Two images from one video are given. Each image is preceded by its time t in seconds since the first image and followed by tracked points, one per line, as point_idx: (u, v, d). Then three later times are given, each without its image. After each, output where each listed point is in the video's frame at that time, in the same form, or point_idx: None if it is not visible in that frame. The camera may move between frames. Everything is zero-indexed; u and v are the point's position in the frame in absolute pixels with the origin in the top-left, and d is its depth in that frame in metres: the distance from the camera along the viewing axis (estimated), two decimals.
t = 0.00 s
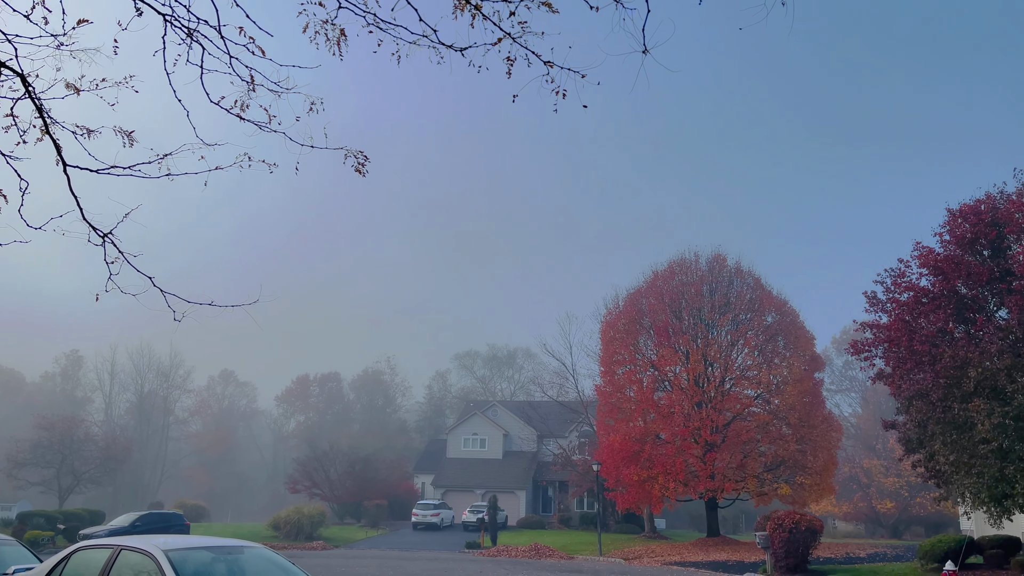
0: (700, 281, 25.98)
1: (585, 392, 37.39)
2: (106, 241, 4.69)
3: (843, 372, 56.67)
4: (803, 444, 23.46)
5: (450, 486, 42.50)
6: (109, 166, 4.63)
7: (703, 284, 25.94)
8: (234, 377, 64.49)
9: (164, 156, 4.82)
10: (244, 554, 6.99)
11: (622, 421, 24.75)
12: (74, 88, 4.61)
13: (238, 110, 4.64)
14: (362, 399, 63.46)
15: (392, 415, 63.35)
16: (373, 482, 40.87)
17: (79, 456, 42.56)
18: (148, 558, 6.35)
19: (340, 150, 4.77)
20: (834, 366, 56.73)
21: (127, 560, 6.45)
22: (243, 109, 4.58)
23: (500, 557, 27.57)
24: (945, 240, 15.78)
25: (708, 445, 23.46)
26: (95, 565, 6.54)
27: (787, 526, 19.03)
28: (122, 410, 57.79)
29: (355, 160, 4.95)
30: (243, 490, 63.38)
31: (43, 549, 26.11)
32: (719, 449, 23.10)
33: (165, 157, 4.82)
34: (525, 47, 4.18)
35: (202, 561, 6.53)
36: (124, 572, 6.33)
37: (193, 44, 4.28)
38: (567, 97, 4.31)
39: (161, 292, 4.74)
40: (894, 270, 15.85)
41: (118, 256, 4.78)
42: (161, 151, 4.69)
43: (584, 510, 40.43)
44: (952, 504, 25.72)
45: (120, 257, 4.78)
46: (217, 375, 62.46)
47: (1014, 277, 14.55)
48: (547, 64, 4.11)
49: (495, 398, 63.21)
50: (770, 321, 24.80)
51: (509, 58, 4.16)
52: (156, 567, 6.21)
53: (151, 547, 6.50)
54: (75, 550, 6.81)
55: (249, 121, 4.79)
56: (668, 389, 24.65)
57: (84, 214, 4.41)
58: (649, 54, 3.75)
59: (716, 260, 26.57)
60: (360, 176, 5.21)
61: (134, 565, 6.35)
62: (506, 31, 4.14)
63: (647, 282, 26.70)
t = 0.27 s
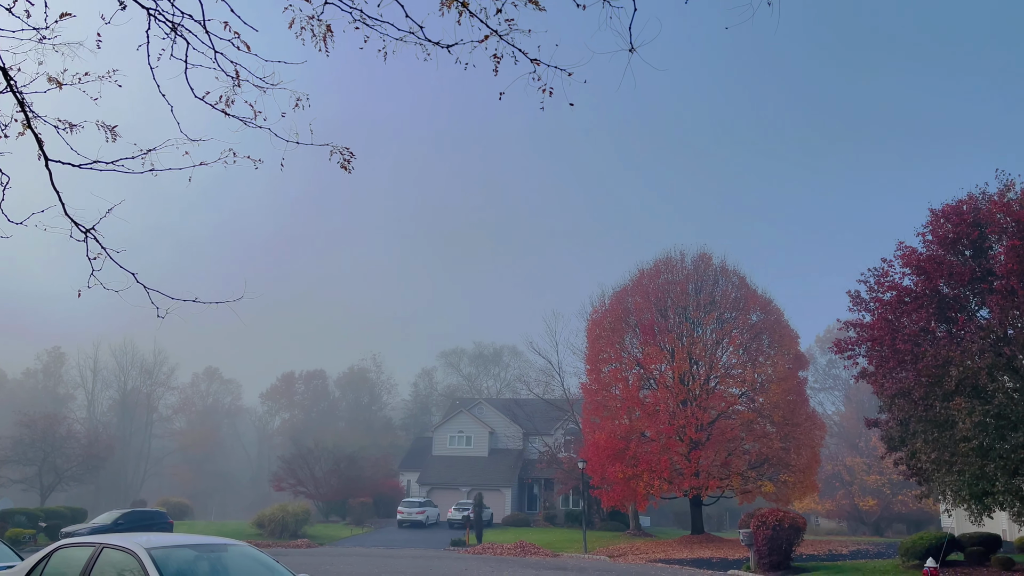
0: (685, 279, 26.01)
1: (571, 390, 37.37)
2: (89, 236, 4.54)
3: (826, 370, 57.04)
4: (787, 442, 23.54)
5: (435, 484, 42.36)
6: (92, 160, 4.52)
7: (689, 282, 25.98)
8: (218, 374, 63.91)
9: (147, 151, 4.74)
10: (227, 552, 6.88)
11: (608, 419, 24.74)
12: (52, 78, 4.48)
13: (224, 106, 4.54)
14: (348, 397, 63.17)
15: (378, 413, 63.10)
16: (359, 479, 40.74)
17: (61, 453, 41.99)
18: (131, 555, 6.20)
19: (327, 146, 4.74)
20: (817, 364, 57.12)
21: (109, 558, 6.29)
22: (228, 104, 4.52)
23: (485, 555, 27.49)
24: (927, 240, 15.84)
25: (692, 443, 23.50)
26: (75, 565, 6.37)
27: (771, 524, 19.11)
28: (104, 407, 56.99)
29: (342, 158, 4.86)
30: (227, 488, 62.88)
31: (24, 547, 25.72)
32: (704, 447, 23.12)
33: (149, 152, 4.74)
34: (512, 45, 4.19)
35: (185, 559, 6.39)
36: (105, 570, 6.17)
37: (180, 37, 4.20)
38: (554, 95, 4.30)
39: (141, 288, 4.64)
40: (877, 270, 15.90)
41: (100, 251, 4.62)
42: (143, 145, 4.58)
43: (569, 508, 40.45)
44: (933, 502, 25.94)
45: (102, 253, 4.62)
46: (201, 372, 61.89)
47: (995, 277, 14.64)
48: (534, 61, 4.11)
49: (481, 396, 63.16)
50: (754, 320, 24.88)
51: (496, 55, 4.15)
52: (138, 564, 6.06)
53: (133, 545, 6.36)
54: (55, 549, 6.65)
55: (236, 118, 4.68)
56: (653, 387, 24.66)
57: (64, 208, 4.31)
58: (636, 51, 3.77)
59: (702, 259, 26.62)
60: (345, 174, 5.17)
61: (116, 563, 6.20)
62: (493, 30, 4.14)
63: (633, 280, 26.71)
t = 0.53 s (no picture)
0: (672, 278, 26.03)
1: (557, 388, 37.32)
2: (71, 233, 4.66)
3: (810, 369, 57.35)
4: (771, 440, 23.62)
5: (421, 482, 42.20)
6: (76, 156, 4.64)
7: (675, 281, 25.99)
8: (202, 372, 63.31)
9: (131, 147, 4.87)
10: (211, 550, 6.75)
11: (593, 417, 24.72)
12: (39, 76, 4.53)
13: (209, 101, 4.67)
14: (334, 394, 62.82)
15: (363, 410, 62.81)
16: (344, 477, 40.68)
17: (42, 451, 41.42)
18: (113, 554, 6.05)
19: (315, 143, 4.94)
20: (802, 363, 57.48)
21: (91, 556, 6.15)
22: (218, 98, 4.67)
23: (470, 552, 27.40)
24: (910, 240, 15.90)
25: (677, 441, 23.54)
26: (57, 564, 6.21)
27: (755, 521, 19.18)
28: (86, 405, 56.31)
29: (328, 155, 5.04)
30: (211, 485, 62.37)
31: (4, 546, 25.32)
32: (689, 445, 23.16)
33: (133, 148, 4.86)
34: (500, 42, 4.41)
35: (168, 558, 6.25)
36: (87, 569, 6.02)
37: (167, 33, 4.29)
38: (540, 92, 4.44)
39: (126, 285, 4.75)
40: (861, 270, 15.91)
41: (83, 247, 4.75)
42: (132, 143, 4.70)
43: (554, 505, 40.45)
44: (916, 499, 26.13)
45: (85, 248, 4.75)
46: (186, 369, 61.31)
47: (977, 277, 14.70)
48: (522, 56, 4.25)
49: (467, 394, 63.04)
50: (740, 319, 24.94)
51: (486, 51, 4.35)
52: (120, 563, 5.91)
53: (116, 543, 6.21)
54: (36, 547, 6.49)
55: (222, 113, 4.81)
56: (639, 385, 24.66)
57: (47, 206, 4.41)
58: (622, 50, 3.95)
59: (688, 258, 26.65)
60: (328, 170, 5.32)
61: (98, 562, 6.05)
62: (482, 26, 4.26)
63: (619, 279, 26.71)
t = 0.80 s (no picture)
0: (658, 277, 26.05)
1: (544, 386, 37.29)
2: (53, 227, 4.79)
3: (795, 367, 57.67)
4: (756, 438, 23.69)
5: (407, 480, 42.01)
6: (59, 150, 4.74)
7: (661, 280, 26.02)
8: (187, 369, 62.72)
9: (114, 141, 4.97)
10: (194, 549, 6.61)
11: (579, 415, 24.70)
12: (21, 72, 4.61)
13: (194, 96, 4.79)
14: (319, 392, 62.47)
15: (349, 408, 62.49)
16: (330, 475, 40.36)
17: (24, 449, 40.84)
18: (95, 552, 5.90)
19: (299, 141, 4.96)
20: (786, 362, 57.82)
21: (73, 555, 6.00)
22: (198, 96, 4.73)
23: (456, 550, 27.29)
24: (894, 240, 15.95)
25: (663, 439, 23.57)
26: (39, 563, 6.07)
27: (740, 518, 19.18)
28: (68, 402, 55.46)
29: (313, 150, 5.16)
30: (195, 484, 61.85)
31: None
32: (674, 443, 23.19)
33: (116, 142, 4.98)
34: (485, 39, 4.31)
35: (151, 557, 6.11)
36: (69, 569, 5.87)
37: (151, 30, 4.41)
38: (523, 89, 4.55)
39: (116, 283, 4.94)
40: (845, 269, 15.95)
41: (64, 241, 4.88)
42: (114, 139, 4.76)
43: (541, 503, 40.44)
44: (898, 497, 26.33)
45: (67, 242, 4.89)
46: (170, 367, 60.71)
47: (959, 276, 14.80)
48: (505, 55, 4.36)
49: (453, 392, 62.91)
50: (725, 318, 24.99)
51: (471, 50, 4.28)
52: (103, 562, 5.77)
53: (98, 542, 6.06)
54: (18, 545, 6.35)
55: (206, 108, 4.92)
56: (625, 383, 24.65)
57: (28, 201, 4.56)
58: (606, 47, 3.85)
59: (674, 257, 26.68)
60: (319, 168, 5.39)
61: (80, 561, 5.91)
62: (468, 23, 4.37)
63: (606, 277, 26.69)
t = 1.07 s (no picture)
0: (644, 275, 26.03)
1: (530, 384, 37.19)
2: (32, 221, 4.90)
3: (780, 366, 57.91)
4: (740, 436, 23.71)
5: (393, 478, 41.76)
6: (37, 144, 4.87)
7: (647, 278, 26.00)
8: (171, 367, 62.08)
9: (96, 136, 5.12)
10: (177, 548, 6.46)
11: (566, 413, 24.65)
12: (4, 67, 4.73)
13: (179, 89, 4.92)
14: (305, 390, 62.02)
15: (335, 407, 62.12)
16: (315, 473, 40.03)
17: (5, 447, 40.22)
18: (76, 551, 5.74)
19: (285, 137, 5.15)
20: (772, 361, 58.05)
21: (54, 554, 5.83)
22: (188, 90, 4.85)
23: (441, 548, 27.14)
24: (878, 239, 15.97)
25: (649, 437, 23.55)
26: (19, 562, 5.90)
27: (724, 516, 19.17)
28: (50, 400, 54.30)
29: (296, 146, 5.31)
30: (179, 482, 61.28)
31: None
32: (660, 441, 23.19)
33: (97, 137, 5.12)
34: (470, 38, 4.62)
35: (133, 555, 5.95)
36: (51, 568, 5.70)
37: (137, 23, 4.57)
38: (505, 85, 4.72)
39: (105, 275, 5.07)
40: (829, 269, 15.97)
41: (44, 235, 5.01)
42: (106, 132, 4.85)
43: (527, 502, 40.34)
44: (882, 494, 26.48)
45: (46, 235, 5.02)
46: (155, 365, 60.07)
47: (942, 276, 14.84)
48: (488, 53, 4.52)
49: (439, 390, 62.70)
50: (710, 316, 25.00)
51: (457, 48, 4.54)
52: (85, 561, 5.61)
53: (80, 541, 5.89)
54: None
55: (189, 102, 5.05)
56: (611, 382, 24.62)
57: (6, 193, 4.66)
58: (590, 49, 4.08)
59: (660, 255, 26.66)
60: (302, 161, 5.60)
61: (62, 560, 5.74)
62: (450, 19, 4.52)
63: (592, 275, 26.64)
